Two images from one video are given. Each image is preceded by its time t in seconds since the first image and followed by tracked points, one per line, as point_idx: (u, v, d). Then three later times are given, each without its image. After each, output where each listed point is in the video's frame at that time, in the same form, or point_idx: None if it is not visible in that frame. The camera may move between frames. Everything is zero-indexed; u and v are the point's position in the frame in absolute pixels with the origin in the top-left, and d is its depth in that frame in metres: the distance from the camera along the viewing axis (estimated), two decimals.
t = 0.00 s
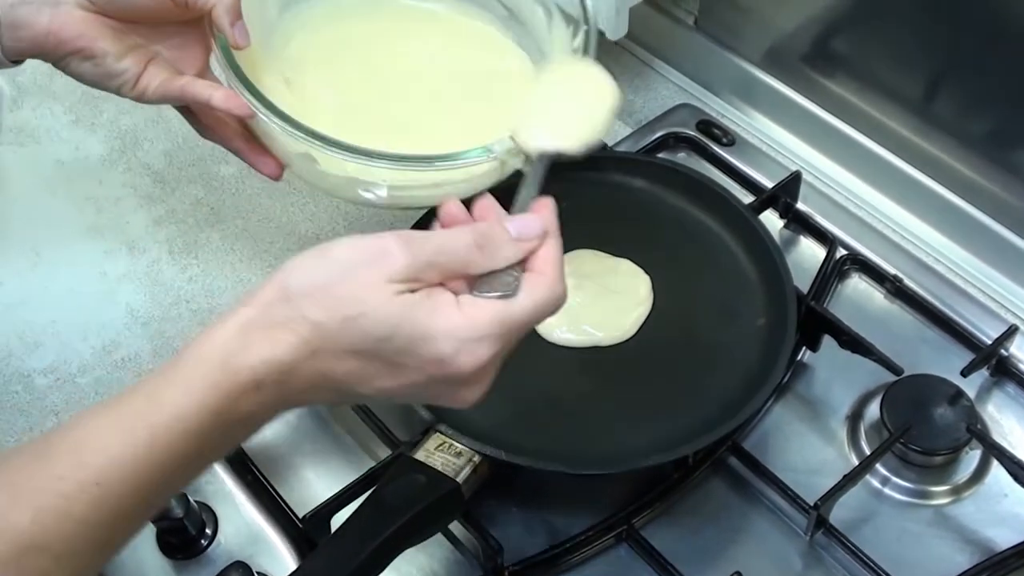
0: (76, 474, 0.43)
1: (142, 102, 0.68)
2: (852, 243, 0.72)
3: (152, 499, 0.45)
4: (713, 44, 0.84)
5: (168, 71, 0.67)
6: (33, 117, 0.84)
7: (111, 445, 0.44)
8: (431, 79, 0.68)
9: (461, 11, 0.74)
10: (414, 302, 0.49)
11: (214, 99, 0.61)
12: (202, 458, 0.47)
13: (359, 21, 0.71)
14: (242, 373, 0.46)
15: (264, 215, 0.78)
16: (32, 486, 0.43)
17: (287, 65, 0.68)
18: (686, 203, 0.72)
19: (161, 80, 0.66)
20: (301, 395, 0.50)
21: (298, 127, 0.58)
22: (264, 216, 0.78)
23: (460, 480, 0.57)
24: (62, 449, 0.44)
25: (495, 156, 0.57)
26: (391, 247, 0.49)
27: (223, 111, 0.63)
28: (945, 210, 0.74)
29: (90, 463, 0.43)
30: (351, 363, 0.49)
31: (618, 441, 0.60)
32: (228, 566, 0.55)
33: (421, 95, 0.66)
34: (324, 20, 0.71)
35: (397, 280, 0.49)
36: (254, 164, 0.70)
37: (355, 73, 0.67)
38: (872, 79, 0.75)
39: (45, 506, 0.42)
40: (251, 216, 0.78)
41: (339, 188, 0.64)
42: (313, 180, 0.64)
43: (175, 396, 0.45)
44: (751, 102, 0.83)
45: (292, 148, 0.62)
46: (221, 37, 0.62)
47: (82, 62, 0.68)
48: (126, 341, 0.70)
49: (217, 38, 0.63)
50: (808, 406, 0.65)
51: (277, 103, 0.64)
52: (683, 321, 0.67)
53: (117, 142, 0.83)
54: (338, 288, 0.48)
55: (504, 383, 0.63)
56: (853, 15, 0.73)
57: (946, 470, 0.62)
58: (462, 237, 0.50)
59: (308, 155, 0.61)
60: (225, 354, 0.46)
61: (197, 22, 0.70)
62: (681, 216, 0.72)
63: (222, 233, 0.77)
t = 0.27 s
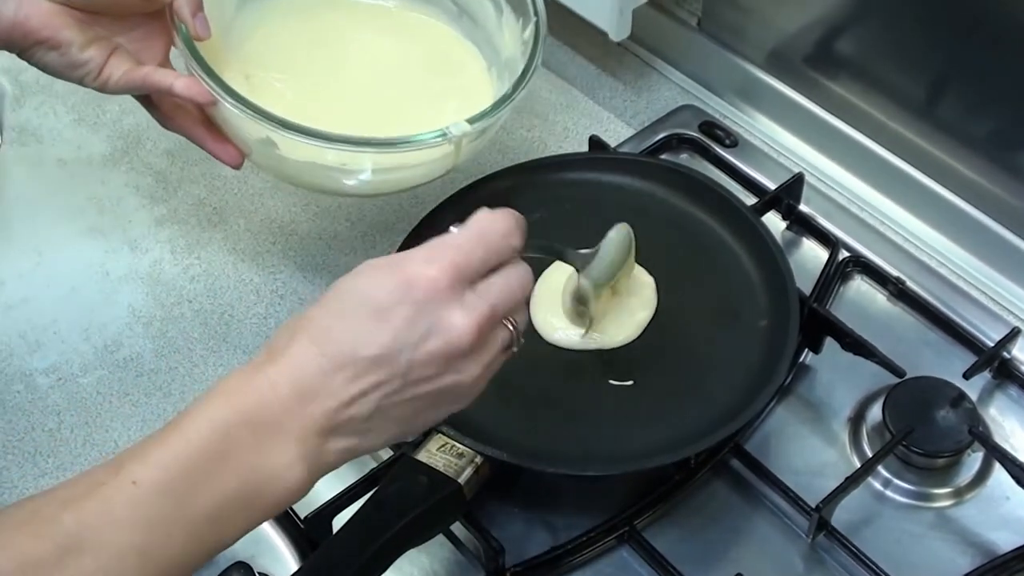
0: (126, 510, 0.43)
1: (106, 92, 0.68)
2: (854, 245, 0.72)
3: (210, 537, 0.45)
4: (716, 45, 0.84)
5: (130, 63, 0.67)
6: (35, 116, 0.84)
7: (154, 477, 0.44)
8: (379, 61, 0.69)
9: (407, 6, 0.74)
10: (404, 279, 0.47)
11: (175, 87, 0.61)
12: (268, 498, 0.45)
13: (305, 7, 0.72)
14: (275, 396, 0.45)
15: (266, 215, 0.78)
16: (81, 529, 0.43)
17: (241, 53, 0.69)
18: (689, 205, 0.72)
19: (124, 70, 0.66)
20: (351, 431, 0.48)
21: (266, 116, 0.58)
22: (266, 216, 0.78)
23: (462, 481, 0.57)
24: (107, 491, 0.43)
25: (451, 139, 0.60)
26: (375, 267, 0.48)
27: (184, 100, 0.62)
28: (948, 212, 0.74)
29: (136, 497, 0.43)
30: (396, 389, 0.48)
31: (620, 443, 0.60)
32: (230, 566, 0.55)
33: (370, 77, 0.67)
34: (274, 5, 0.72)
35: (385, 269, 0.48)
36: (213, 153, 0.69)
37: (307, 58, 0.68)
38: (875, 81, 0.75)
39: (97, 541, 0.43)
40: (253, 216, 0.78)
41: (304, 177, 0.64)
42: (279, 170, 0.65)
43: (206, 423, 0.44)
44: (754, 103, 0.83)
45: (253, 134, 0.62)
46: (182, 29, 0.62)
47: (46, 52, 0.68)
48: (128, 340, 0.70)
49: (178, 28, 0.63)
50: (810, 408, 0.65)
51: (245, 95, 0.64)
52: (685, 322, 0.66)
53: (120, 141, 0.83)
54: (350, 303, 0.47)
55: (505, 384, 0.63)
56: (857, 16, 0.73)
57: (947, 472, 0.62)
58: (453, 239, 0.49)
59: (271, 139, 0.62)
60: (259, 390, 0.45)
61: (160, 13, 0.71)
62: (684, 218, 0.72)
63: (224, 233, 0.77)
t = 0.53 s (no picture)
0: (95, 508, 0.45)
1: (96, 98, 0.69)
2: (855, 245, 0.72)
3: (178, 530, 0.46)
4: (716, 44, 0.84)
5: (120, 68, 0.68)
6: (34, 114, 0.84)
7: (119, 473, 0.45)
8: (372, 75, 0.68)
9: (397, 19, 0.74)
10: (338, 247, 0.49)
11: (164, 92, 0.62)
12: (242, 491, 0.46)
13: (303, 25, 0.72)
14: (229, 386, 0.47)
15: (265, 214, 0.78)
16: (52, 529, 0.44)
17: (234, 65, 0.69)
18: (689, 205, 0.72)
19: (113, 76, 0.67)
20: (322, 419, 0.49)
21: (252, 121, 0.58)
22: (265, 216, 0.78)
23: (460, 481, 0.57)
24: (76, 492, 0.45)
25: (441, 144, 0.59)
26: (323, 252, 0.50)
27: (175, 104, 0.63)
28: (949, 213, 0.74)
29: (104, 493, 0.45)
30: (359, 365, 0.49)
31: (619, 443, 0.60)
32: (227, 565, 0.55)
33: (361, 89, 0.67)
34: (262, 21, 0.72)
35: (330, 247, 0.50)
36: (202, 159, 0.70)
37: (296, 72, 0.68)
38: (876, 80, 0.75)
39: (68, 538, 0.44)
40: (252, 215, 0.78)
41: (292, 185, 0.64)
42: (269, 176, 0.64)
43: (171, 421, 0.46)
44: (754, 103, 0.83)
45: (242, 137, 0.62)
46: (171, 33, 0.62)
47: (35, 57, 0.69)
48: (127, 339, 0.70)
49: (169, 34, 0.62)
50: (810, 409, 0.65)
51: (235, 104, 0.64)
52: (685, 323, 0.66)
53: (119, 139, 0.83)
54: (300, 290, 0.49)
55: (504, 385, 0.63)
56: (858, 15, 0.73)
57: (947, 473, 0.62)
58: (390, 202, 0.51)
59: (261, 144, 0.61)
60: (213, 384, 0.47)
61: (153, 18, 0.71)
62: (685, 218, 0.72)
63: (223, 233, 0.77)
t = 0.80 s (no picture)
0: (90, 517, 0.46)
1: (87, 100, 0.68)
2: (853, 243, 0.72)
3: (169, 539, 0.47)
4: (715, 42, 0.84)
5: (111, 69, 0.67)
6: (33, 114, 0.84)
7: (113, 483, 0.47)
8: (369, 76, 0.68)
9: (394, 21, 0.74)
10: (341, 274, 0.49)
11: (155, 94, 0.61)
12: (235, 505, 0.47)
13: (302, 27, 0.72)
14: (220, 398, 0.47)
15: (263, 213, 0.78)
16: (46, 534, 0.46)
17: (229, 68, 0.69)
18: (688, 203, 0.72)
19: (104, 76, 0.66)
20: (318, 440, 0.49)
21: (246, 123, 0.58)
22: (263, 215, 0.78)
23: (459, 480, 0.57)
24: (75, 498, 0.47)
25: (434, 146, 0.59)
26: (328, 277, 0.49)
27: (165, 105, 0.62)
28: (948, 211, 0.74)
29: (100, 504, 0.46)
30: (355, 391, 0.49)
31: (617, 441, 0.60)
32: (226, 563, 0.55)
33: (357, 91, 0.67)
34: (259, 24, 0.72)
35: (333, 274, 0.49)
36: (196, 162, 0.69)
37: (293, 74, 0.68)
38: (874, 78, 0.75)
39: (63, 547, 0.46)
40: (250, 215, 0.78)
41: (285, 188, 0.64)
42: (262, 179, 0.64)
43: (171, 434, 0.47)
44: (753, 101, 0.83)
45: (233, 140, 0.61)
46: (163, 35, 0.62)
47: (26, 57, 0.69)
48: (126, 338, 0.70)
49: (161, 35, 0.62)
50: (809, 407, 0.65)
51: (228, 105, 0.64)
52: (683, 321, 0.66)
53: (118, 138, 0.83)
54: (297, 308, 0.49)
55: (504, 384, 0.63)
56: (857, 12, 0.73)
57: (945, 471, 0.62)
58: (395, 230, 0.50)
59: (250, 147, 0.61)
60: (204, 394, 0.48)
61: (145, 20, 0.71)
62: (684, 217, 0.72)
63: (222, 232, 0.77)
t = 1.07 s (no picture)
0: (94, 538, 0.41)
1: (82, 104, 0.68)
2: (855, 244, 0.72)
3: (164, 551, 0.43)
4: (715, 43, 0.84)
5: (107, 73, 0.67)
6: (34, 115, 0.84)
7: (122, 500, 0.42)
8: (366, 79, 0.68)
9: (389, 23, 0.74)
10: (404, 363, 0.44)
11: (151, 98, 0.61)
12: (224, 523, 0.44)
13: (298, 31, 0.72)
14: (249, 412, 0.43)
15: (264, 214, 0.78)
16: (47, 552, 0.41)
17: (224, 70, 0.69)
18: (688, 204, 0.72)
19: (99, 80, 0.66)
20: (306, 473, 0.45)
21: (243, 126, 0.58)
22: (263, 216, 0.78)
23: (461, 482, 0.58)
24: (76, 511, 0.41)
25: (428, 151, 0.59)
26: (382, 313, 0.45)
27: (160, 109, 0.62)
28: (949, 212, 0.74)
29: (109, 527, 0.41)
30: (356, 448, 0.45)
31: (619, 442, 0.60)
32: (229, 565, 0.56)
33: (353, 93, 0.67)
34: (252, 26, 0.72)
35: (397, 341, 0.44)
36: (190, 164, 0.69)
37: (289, 76, 0.68)
38: (875, 79, 0.75)
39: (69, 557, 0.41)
40: (250, 216, 0.78)
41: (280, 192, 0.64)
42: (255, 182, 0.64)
43: (183, 452, 0.42)
44: (754, 102, 0.83)
45: (229, 144, 0.62)
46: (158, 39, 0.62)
47: (22, 62, 0.69)
48: (127, 339, 0.70)
49: (156, 39, 0.62)
50: (810, 408, 0.65)
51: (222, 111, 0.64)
52: (684, 322, 0.66)
53: (119, 140, 0.83)
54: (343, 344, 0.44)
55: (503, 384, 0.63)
56: (858, 13, 0.73)
57: (947, 472, 0.62)
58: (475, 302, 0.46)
59: (245, 151, 0.61)
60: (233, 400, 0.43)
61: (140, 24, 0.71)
62: (685, 218, 0.72)
63: (222, 233, 0.77)
